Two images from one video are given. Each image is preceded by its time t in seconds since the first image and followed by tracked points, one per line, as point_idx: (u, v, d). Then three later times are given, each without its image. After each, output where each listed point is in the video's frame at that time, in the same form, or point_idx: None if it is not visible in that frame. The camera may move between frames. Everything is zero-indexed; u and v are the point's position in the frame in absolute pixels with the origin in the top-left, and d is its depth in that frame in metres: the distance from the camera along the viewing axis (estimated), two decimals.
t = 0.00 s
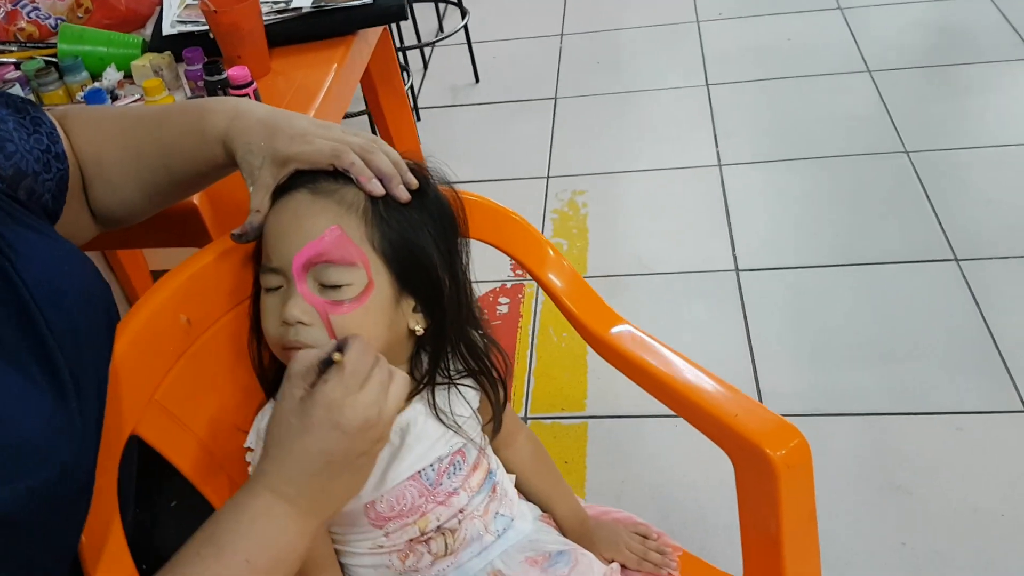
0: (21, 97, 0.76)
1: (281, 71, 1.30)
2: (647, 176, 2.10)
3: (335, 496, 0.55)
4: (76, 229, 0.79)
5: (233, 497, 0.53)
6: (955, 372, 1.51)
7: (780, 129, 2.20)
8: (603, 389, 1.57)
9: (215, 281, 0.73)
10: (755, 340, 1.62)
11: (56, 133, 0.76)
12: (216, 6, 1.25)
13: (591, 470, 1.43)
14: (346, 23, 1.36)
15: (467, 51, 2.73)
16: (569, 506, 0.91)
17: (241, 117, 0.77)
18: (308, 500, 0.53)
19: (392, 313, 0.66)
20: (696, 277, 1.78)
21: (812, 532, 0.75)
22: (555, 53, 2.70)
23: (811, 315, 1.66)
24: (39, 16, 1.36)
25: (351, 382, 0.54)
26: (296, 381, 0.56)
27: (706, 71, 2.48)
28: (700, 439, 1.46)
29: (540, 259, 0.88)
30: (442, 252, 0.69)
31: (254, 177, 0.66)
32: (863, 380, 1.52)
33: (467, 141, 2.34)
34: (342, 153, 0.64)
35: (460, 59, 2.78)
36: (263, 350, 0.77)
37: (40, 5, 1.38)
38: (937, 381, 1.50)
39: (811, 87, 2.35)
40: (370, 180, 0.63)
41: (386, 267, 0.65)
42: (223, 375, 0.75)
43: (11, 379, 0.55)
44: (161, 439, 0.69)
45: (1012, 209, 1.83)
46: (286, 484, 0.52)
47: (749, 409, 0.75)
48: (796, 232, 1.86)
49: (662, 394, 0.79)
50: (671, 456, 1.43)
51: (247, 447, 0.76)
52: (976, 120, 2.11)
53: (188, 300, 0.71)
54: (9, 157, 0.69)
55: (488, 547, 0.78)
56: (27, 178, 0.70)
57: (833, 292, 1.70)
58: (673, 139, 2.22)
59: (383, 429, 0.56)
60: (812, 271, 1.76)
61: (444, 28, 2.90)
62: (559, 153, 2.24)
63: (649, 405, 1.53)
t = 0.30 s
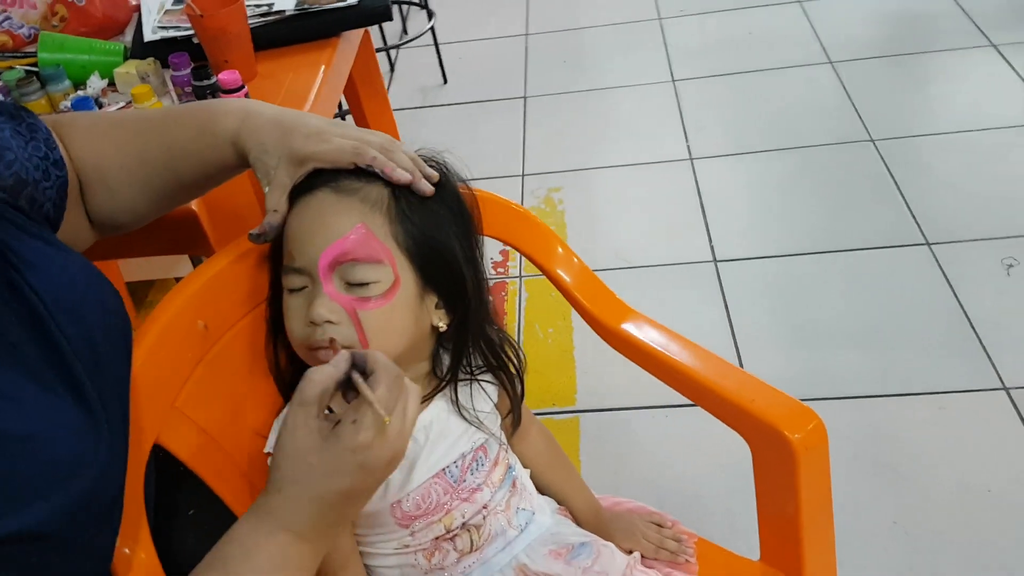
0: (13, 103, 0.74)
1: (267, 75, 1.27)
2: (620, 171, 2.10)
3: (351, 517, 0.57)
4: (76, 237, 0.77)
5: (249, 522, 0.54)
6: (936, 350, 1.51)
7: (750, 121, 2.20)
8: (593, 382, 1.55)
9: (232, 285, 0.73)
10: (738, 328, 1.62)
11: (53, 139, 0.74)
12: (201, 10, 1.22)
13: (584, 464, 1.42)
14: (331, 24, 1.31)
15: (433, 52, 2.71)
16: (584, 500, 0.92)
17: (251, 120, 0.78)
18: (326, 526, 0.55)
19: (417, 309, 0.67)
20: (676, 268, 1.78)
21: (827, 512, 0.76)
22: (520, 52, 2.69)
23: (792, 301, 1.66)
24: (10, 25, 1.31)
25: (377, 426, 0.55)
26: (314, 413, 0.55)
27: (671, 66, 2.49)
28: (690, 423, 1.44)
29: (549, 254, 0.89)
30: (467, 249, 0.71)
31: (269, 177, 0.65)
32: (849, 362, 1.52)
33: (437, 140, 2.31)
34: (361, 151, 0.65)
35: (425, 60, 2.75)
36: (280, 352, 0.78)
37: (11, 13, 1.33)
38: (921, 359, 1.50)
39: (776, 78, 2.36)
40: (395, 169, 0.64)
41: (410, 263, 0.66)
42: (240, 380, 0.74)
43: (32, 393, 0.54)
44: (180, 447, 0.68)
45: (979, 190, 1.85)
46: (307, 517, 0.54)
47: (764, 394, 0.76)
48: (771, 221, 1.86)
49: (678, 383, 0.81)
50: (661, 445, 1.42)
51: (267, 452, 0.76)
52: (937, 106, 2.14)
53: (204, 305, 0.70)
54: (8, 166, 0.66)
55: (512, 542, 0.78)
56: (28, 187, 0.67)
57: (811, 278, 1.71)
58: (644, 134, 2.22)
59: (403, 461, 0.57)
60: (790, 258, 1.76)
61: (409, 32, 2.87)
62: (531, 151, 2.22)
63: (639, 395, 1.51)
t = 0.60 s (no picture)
0: None
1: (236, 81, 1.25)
2: (585, 171, 2.11)
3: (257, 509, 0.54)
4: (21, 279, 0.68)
5: (142, 536, 0.50)
6: (900, 338, 1.55)
7: (711, 119, 2.23)
8: (567, 378, 1.55)
9: (215, 290, 0.73)
10: (708, 324, 1.64)
11: None
12: (167, 15, 1.20)
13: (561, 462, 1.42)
14: (300, 29, 1.30)
15: (393, 56, 2.68)
16: (570, 497, 0.92)
17: (218, 132, 0.74)
18: (231, 523, 0.52)
19: (406, 308, 0.72)
20: (644, 266, 1.79)
21: (812, 497, 0.78)
22: (479, 54, 2.68)
23: (759, 296, 1.68)
24: None
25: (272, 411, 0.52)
26: (199, 409, 0.52)
27: (630, 67, 2.50)
28: (665, 417, 1.45)
29: (530, 252, 0.91)
30: (451, 250, 0.76)
31: (243, 172, 0.72)
32: (817, 354, 1.55)
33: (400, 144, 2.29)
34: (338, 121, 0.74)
35: (384, 64, 2.73)
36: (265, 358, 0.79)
37: None
38: (886, 348, 1.53)
39: (734, 76, 2.39)
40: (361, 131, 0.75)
41: (398, 263, 0.71)
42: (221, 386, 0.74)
43: None
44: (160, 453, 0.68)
45: (934, 182, 1.90)
46: (208, 519, 0.51)
47: (747, 383, 0.78)
48: (734, 217, 1.89)
49: (664, 375, 0.82)
50: (637, 441, 1.42)
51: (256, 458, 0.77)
52: (890, 101, 2.19)
53: (188, 313, 0.70)
54: None
55: (504, 540, 0.79)
56: None
57: (776, 272, 1.73)
58: (606, 135, 2.23)
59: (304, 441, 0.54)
60: (755, 254, 1.78)
61: (367, 36, 2.85)
62: (495, 153, 2.22)
63: (614, 391, 1.51)
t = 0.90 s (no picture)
0: None
1: (209, 86, 1.23)
2: (559, 172, 2.11)
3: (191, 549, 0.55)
4: None
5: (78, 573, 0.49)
6: (875, 331, 1.57)
7: (683, 118, 2.24)
8: (548, 378, 1.55)
9: (201, 297, 0.73)
10: (686, 320, 1.65)
11: None
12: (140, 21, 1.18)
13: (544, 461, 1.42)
14: (276, 33, 1.29)
15: (363, 59, 2.66)
16: (559, 496, 0.92)
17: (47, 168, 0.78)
18: (165, 562, 0.53)
19: (396, 310, 0.74)
20: (621, 264, 1.80)
21: (799, 490, 0.79)
22: (451, 56, 2.68)
23: (734, 292, 1.70)
24: None
25: (209, 443, 0.55)
26: (138, 440, 0.54)
27: (601, 67, 2.51)
28: (647, 414, 1.46)
29: (515, 253, 0.93)
30: (437, 255, 0.79)
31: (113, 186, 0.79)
32: (794, 348, 1.57)
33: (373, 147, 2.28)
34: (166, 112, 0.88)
35: (355, 67, 2.71)
36: (251, 366, 0.79)
37: None
38: (861, 341, 1.56)
39: (704, 75, 2.41)
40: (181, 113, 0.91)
41: (387, 266, 0.73)
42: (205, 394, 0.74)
43: None
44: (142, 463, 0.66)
45: (904, 176, 1.93)
46: (146, 552, 0.51)
47: (735, 379, 0.78)
48: (708, 214, 1.91)
49: (652, 372, 0.83)
50: (619, 438, 1.43)
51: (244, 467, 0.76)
52: (858, 97, 2.23)
53: (174, 321, 0.69)
54: None
55: (497, 541, 0.79)
56: None
57: (751, 268, 1.75)
58: (579, 135, 2.23)
59: (240, 479, 0.57)
60: (730, 250, 1.80)
61: (337, 40, 2.83)
62: (469, 155, 2.21)
63: (595, 389, 1.52)
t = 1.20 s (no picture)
0: None
1: (204, 88, 1.23)
2: (552, 171, 2.11)
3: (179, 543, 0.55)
4: None
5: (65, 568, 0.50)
6: (870, 325, 1.58)
7: (675, 116, 2.25)
8: (545, 376, 1.55)
9: (201, 297, 0.73)
10: (681, 316, 1.65)
11: None
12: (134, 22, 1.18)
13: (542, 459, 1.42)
14: (269, 33, 1.29)
15: (355, 61, 2.66)
16: (560, 491, 0.93)
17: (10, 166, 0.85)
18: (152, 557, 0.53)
19: (398, 307, 0.75)
20: (615, 262, 1.81)
21: (799, 481, 0.79)
22: (442, 57, 2.68)
23: (729, 287, 1.71)
24: None
25: (195, 438, 0.55)
26: (125, 435, 0.54)
27: (592, 66, 2.51)
28: (644, 411, 1.47)
29: (513, 250, 0.93)
30: (437, 251, 0.79)
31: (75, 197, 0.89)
32: (788, 342, 1.57)
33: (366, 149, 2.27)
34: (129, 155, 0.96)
35: (347, 69, 2.70)
36: (252, 365, 0.79)
37: None
38: (855, 334, 1.57)
39: (696, 72, 2.42)
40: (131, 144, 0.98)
41: (387, 263, 0.74)
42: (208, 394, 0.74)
43: None
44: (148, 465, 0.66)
45: (895, 170, 1.94)
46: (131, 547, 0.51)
47: (735, 371, 0.79)
48: (701, 211, 1.91)
49: (652, 366, 0.83)
50: (617, 434, 1.44)
51: (247, 465, 0.76)
52: (849, 93, 2.24)
53: (175, 320, 0.70)
54: None
55: (501, 536, 0.80)
56: None
57: (745, 264, 1.76)
58: (572, 134, 2.24)
59: (230, 474, 0.57)
60: (723, 246, 1.81)
61: (328, 42, 2.83)
62: (462, 155, 2.21)
63: (591, 386, 1.52)
